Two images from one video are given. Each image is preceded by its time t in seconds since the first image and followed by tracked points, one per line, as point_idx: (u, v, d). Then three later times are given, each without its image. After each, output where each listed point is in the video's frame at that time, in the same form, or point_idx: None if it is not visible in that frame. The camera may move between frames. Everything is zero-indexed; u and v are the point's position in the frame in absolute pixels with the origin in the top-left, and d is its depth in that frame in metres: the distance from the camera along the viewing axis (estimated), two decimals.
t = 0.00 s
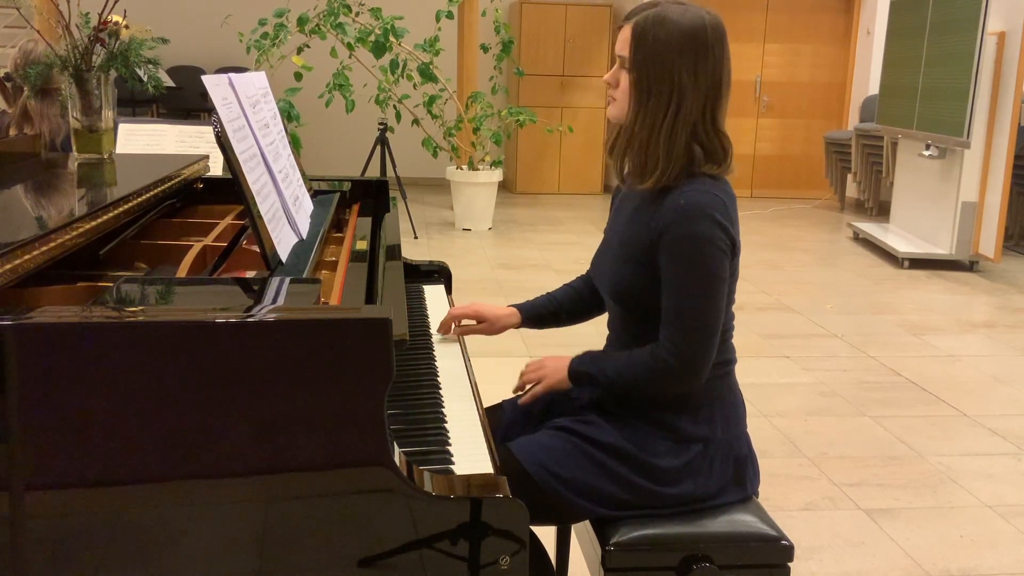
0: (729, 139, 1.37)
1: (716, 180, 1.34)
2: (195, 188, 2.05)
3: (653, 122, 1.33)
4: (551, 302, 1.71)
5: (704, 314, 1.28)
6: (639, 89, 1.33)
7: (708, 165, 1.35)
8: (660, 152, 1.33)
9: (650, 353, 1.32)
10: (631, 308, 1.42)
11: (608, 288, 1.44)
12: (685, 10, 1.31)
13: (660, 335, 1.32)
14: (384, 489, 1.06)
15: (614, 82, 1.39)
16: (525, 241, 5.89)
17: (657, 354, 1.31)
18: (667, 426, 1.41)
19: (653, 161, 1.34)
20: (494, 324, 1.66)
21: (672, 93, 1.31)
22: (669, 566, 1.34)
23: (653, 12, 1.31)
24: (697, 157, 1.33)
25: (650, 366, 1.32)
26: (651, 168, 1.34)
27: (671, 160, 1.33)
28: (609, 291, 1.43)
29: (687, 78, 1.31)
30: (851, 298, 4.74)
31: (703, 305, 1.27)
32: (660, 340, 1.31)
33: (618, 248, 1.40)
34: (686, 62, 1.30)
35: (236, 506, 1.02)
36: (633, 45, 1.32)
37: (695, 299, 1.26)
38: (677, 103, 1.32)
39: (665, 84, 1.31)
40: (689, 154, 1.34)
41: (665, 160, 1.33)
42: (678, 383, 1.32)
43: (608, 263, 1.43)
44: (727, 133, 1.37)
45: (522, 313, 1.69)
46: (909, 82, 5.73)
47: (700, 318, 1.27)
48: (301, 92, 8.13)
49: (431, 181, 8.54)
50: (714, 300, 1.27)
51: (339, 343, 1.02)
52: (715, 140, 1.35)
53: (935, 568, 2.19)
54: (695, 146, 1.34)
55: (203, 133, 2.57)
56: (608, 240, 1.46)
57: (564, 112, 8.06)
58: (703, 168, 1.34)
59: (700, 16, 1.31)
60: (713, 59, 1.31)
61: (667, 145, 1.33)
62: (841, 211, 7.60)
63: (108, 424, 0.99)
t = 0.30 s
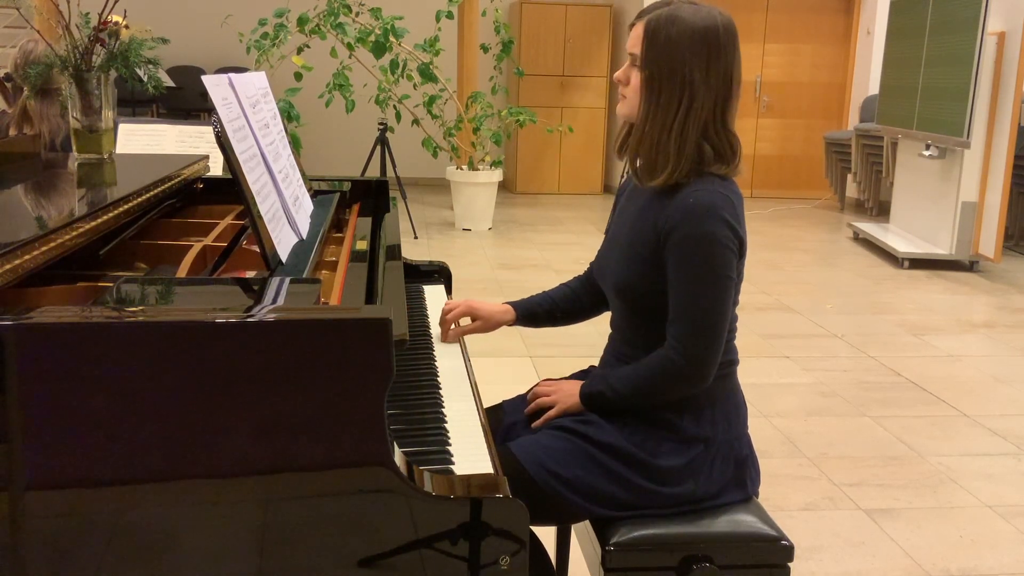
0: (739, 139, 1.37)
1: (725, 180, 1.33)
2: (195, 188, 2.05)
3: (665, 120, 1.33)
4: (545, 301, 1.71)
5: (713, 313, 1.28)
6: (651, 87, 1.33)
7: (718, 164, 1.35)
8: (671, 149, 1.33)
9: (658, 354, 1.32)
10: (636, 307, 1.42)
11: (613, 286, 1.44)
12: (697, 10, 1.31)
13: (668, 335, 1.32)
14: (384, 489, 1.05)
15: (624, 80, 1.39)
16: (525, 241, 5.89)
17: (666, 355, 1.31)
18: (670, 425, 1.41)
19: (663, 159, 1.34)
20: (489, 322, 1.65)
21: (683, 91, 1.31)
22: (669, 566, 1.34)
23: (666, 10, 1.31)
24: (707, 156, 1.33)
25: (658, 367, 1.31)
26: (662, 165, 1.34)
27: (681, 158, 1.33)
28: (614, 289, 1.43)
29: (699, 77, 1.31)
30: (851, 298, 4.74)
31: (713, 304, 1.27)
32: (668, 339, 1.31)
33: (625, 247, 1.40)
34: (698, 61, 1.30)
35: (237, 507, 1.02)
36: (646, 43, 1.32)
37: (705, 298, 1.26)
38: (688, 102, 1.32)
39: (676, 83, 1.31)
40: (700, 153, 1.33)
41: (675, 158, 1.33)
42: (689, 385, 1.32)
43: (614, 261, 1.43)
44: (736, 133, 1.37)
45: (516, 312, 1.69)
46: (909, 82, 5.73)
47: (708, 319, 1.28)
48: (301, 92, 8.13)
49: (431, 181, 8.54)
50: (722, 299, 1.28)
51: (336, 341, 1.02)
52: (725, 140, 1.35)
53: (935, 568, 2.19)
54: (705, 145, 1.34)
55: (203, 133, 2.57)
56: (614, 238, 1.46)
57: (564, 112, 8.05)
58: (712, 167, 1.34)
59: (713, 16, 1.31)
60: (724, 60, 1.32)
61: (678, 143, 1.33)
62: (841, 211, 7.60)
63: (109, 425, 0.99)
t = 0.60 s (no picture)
0: (744, 140, 1.37)
1: (729, 180, 1.33)
2: (195, 189, 2.05)
3: (671, 118, 1.33)
4: (543, 300, 1.71)
5: (716, 312, 1.28)
6: (659, 85, 1.33)
7: (723, 164, 1.35)
8: (678, 147, 1.33)
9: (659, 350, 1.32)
10: (637, 305, 1.42)
11: (615, 284, 1.43)
12: (706, 10, 1.31)
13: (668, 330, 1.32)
14: (384, 489, 1.05)
15: (631, 78, 1.39)
16: (525, 241, 5.89)
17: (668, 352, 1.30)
18: (670, 425, 1.41)
19: (669, 157, 1.34)
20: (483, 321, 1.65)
21: (691, 89, 1.31)
22: (670, 566, 1.34)
23: (675, 9, 1.31)
24: (713, 155, 1.33)
25: (659, 365, 1.31)
26: (668, 163, 1.34)
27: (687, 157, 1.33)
28: (616, 287, 1.43)
29: (707, 77, 1.31)
30: (851, 298, 4.74)
31: (715, 303, 1.27)
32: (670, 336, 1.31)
33: (628, 245, 1.40)
34: (706, 61, 1.30)
35: (237, 506, 1.02)
36: (654, 42, 1.32)
37: (708, 297, 1.26)
38: (696, 101, 1.31)
39: (684, 82, 1.31)
40: (706, 152, 1.33)
41: (681, 156, 1.33)
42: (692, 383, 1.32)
43: (617, 259, 1.43)
44: (742, 133, 1.37)
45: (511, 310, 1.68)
46: (909, 82, 5.73)
47: (710, 318, 1.28)
48: (301, 92, 8.13)
49: (431, 181, 8.55)
50: (725, 298, 1.28)
51: (336, 341, 1.02)
52: (731, 140, 1.35)
53: (935, 568, 2.19)
54: (711, 144, 1.34)
55: (203, 133, 2.57)
56: (617, 236, 1.46)
57: (564, 112, 8.05)
58: (717, 167, 1.34)
59: (722, 16, 1.31)
60: (732, 60, 1.32)
61: (685, 141, 1.33)
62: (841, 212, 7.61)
63: (108, 425, 0.99)
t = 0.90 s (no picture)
0: (748, 137, 1.38)
1: (733, 179, 1.33)
2: (195, 188, 2.05)
3: (677, 119, 1.33)
4: (544, 300, 1.71)
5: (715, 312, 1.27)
6: (663, 87, 1.33)
7: (728, 163, 1.35)
8: (685, 147, 1.33)
9: (651, 341, 1.31)
10: (640, 304, 1.42)
11: (618, 282, 1.44)
12: (706, 10, 1.32)
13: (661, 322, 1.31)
14: (383, 489, 1.05)
15: (634, 82, 1.39)
16: (525, 241, 5.90)
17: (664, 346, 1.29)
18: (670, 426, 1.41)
19: (676, 158, 1.34)
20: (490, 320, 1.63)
21: (695, 89, 1.31)
22: (670, 566, 1.34)
23: (674, 11, 1.32)
24: (719, 154, 1.33)
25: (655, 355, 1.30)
26: (674, 163, 1.34)
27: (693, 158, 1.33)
28: (619, 285, 1.43)
29: (710, 75, 1.31)
30: (851, 298, 4.74)
31: (715, 303, 1.27)
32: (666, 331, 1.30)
33: (631, 244, 1.40)
34: (709, 60, 1.30)
35: (236, 507, 1.02)
36: (655, 43, 1.32)
37: (708, 298, 1.26)
38: (701, 100, 1.31)
39: (688, 82, 1.31)
40: (712, 151, 1.33)
41: (688, 156, 1.33)
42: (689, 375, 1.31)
43: (620, 258, 1.43)
44: (746, 132, 1.37)
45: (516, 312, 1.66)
46: (909, 81, 5.73)
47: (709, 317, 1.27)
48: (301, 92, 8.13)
49: (431, 181, 8.55)
50: (724, 298, 1.27)
51: (336, 341, 1.02)
52: (736, 138, 1.35)
53: (935, 568, 2.19)
54: (717, 143, 1.34)
55: (203, 133, 2.58)
56: (620, 234, 1.46)
57: (564, 113, 8.05)
58: (722, 166, 1.34)
59: (721, 15, 1.32)
60: (734, 58, 1.32)
61: (691, 141, 1.33)
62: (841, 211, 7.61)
63: (108, 424, 0.99)
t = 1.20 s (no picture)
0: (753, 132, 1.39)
1: (738, 176, 1.34)
2: (195, 189, 2.05)
3: (689, 118, 1.32)
4: (546, 290, 1.72)
5: (712, 307, 1.28)
6: (669, 91, 1.32)
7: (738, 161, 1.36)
8: (700, 146, 1.33)
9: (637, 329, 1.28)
10: (641, 303, 1.42)
11: (620, 282, 1.44)
12: (702, 10, 1.31)
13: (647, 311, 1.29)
14: (384, 489, 1.06)
15: (638, 88, 1.37)
16: (525, 241, 5.90)
17: (649, 334, 1.27)
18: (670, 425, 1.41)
19: (692, 158, 1.34)
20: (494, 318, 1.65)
21: (703, 91, 1.31)
22: (669, 566, 1.34)
23: (671, 14, 1.31)
24: (729, 151, 1.34)
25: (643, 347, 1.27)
26: (688, 166, 1.34)
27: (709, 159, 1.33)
28: (621, 285, 1.43)
29: (717, 72, 1.31)
30: (851, 298, 4.74)
31: (714, 298, 1.27)
32: (649, 320, 1.28)
33: (634, 244, 1.41)
34: (712, 59, 1.30)
35: (236, 507, 1.02)
36: (659, 46, 1.31)
37: (707, 293, 1.26)
38: (711, 98, 1.31)
39: (696, 81, 1.31)
40: (723, 150, 1.34)
41: (704, 153, 1.33)
42: (662, 365, 1.28)
43: (622, 258, 1.44)
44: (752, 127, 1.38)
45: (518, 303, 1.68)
46: (909, 81, 5.73)
47: (706, 312, 1.27)
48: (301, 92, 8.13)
49: (431, 181, 8.55)
50: (719, 295, 1.28)
51: (339, 341, 1.02)
52: (744, 133, 1.36)
53: (935, 569, 2.19)
54: (727, 141, 1.35)
55: (203, 133, 2.58)
56: (623, 234, 1.46)
57: (564, 113, 8.05)
58: (732, 162, 1.35)
59: (717, 12, 1.32)
60: (734, 55, 1.32)
61: (705, 139, 1.33)
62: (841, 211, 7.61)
63: (108, 425, 0.99)
